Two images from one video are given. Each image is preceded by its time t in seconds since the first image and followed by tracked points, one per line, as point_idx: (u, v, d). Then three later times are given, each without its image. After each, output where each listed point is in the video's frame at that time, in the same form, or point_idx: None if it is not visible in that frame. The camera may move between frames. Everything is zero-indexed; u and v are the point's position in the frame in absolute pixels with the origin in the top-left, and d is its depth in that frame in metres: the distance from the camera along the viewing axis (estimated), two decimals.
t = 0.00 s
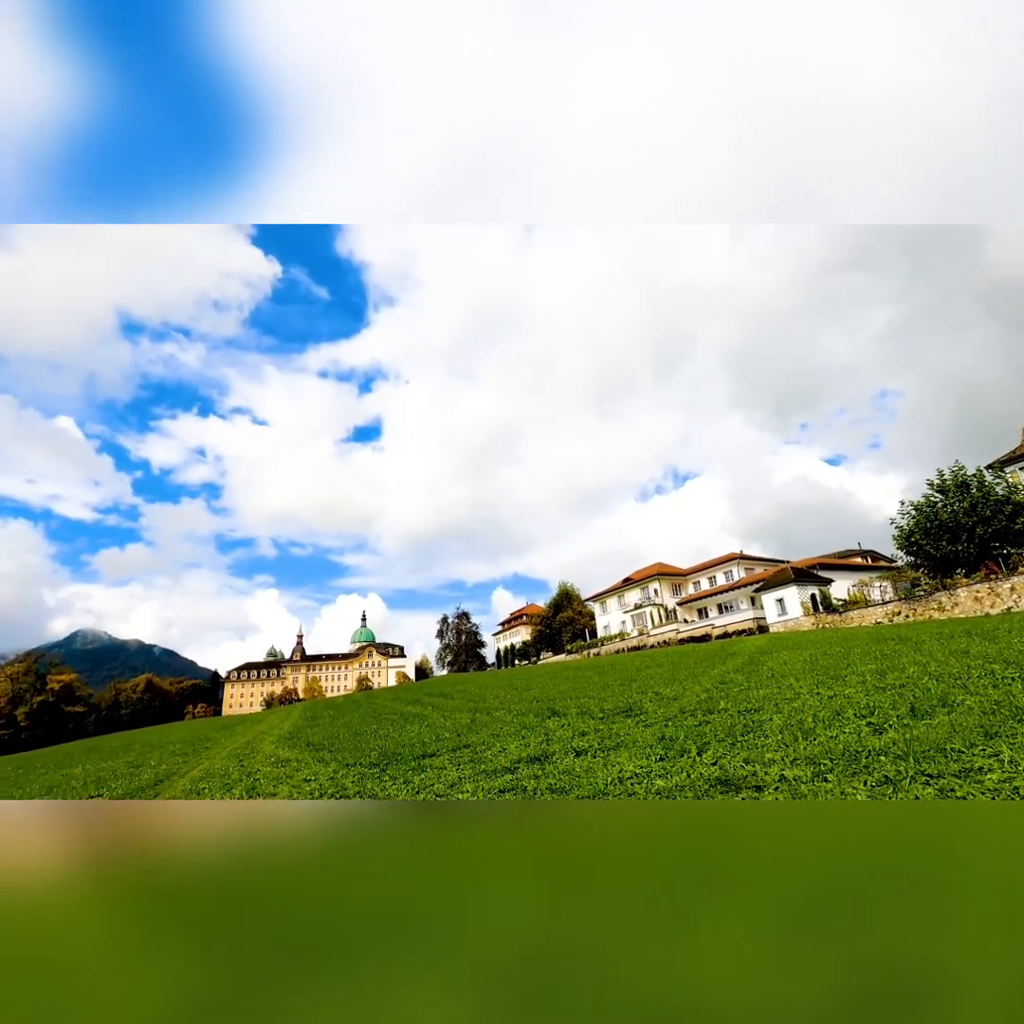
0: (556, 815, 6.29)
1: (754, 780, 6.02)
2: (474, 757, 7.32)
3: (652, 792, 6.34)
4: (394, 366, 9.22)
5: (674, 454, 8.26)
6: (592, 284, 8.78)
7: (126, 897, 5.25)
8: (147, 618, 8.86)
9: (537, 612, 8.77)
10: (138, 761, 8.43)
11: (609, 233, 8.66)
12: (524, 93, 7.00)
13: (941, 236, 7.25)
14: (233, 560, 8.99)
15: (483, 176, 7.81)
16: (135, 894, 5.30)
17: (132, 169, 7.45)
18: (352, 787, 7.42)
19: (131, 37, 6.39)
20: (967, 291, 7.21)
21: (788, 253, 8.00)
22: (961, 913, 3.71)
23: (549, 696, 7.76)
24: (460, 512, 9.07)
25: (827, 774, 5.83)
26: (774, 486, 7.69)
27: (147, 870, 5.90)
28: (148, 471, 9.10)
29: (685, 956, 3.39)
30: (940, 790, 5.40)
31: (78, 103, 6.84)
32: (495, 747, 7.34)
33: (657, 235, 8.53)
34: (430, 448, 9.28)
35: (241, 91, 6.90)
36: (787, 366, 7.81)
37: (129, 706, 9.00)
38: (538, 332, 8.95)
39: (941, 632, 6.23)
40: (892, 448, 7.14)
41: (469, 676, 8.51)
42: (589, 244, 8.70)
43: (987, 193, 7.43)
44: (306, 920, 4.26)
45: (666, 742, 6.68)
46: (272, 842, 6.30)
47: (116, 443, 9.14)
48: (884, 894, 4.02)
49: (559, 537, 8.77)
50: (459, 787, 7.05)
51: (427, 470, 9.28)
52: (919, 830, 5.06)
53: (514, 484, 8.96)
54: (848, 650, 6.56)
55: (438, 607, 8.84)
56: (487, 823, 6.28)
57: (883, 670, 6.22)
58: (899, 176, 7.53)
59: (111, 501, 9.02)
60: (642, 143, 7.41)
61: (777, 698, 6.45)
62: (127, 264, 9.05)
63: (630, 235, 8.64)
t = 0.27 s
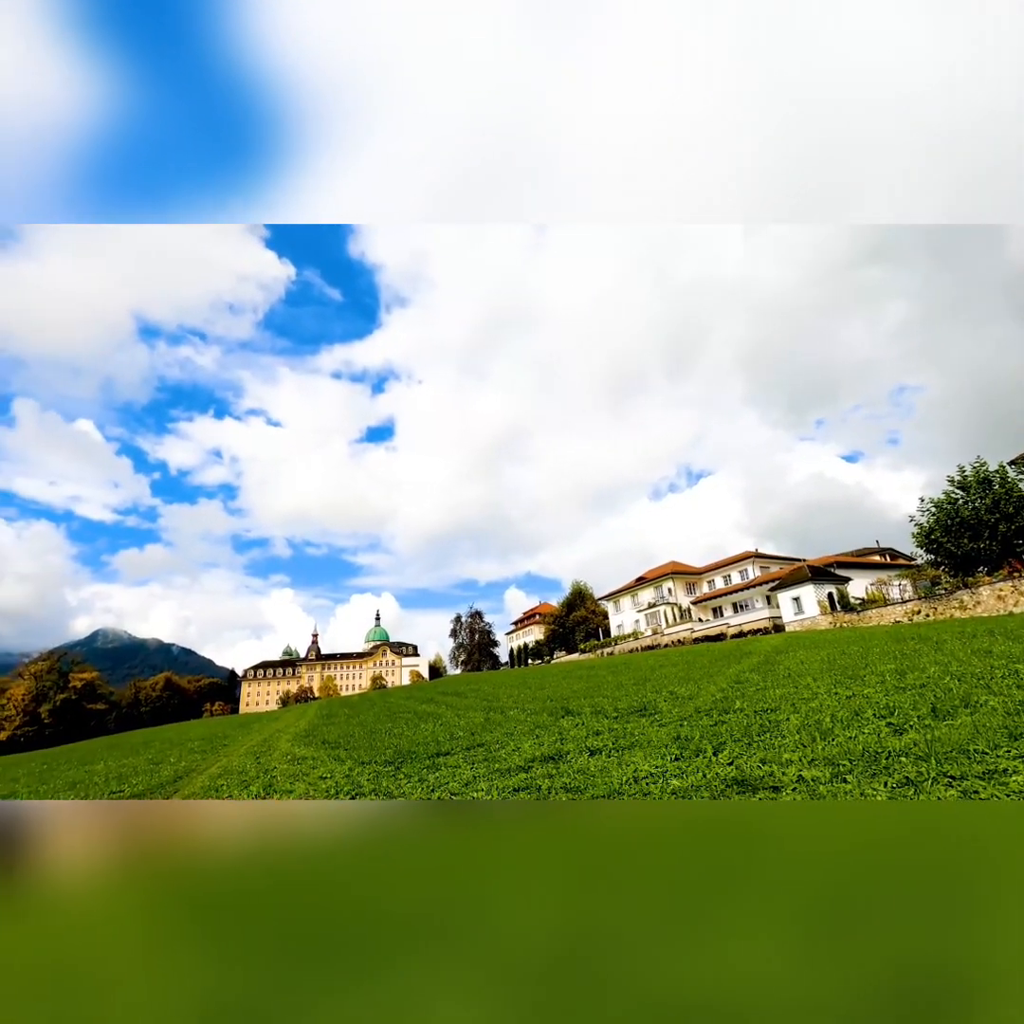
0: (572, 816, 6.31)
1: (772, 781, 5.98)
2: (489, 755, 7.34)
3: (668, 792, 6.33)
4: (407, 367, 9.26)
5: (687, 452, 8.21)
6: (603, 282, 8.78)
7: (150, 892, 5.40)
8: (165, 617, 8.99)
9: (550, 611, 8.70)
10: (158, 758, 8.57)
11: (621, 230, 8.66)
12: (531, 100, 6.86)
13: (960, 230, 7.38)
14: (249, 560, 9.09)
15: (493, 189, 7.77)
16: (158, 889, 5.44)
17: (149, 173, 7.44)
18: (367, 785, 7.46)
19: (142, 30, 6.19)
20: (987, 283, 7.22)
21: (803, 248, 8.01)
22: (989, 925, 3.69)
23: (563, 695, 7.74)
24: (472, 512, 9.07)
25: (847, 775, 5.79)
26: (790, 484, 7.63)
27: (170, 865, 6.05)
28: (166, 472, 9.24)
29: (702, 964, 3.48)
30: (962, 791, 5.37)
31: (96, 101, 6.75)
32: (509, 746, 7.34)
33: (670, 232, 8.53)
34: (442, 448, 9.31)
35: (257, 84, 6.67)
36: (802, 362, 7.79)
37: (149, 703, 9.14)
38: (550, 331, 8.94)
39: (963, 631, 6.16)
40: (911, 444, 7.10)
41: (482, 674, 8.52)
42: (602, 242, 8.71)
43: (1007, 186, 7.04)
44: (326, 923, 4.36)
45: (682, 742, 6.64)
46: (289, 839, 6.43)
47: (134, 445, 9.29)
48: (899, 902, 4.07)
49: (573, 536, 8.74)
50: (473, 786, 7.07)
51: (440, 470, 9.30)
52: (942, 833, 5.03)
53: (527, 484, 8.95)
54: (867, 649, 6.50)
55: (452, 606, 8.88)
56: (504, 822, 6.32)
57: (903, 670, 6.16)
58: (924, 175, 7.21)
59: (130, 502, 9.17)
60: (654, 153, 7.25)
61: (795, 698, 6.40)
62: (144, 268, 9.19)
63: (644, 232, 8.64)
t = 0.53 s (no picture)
0: (588, 816, 6.31)
1: (790, 782, 5.94)
2: (503, 755, 7.36)
3: (684, 792, 6.31)
4: (418, 367, 9.29)
5: (700, 450, 8.15)
6: (614, 280, 8.76)
7: (175, 890, 5.51)
8: (183, 617, 9.11)
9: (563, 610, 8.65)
10: (176, 755, 8.68)
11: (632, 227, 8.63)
12: (543, 101, 6.84)
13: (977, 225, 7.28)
14: (264, 560, 9.18)
15: (506, 193, 7.79)
16: (183, 886, 5.56)
17: (171, 179, 7.53)
18: (381, 783, 7.50)
19: (163, 38, 6.22)
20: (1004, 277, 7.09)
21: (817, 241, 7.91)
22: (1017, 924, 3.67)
23: (577, 694, 7.72)
24: (484, 511, 9.07)
25: (866, 776, 5.74)
26: (805, 482, 7.55)
27: (194, 863, 6.17)
28: (183, 474, 9.36)
29: (717, 960, 3.53)
30: (985, 791, 5.35)
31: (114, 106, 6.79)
32: (523, 744, 7.36)
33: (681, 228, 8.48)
34: (454, 448, 9.33)
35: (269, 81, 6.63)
36: (816, 359, 7.75)
37: (167, 702, 9.26)
38: (561, 330, 8.92)
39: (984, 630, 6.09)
40: (929, 441, 7.00)
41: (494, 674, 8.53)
42: (613, 240, 8.69)
43: None
44: (347, 921, 4.43)
45: (697, 742, 6.61)
46: (310, 839, 6.51)
47: (151, 447, 9.42)
48: (920, 900, 4.06)
49: (585, 535, 8.72)
50: (488, 785, 7.10)
51: (452, 470, 9.33)
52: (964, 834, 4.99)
53: (538, 483, 8.94)
54: (886, 648, 6.43)
55: (464, 605, 8.90)
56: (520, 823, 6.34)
57: (923, 669, 6.10)
58: (942, 167, 7.10)
59: (147, 504, 9.30)
60: (663, 152, 7.25)
61: (812, 698, 6.34)
62: (160, 272, 9.31)
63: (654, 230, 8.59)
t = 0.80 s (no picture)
0: (604, 818, 6.31)
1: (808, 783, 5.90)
2: (517, 753, 7.37)
3: (700, 793, 6.29)
4: (430, 368, 9.33)
5: (714, 448, 8.09)
6: (626, 277, 8.73)
7: (202, 889, 5.62)
8: (200, 617, 9.23)
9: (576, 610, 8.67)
10: (195, 752, 8.83)
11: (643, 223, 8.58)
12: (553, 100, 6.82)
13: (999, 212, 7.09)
14: (279, 561, 9.29)
15: (516, 193, 7.78)
16: (209, 887, 5.66)
17: (190, 185, 7.61)
18: (396, 781, 7.55)
19: (186, 48, 6.30)
20: None
21: (833, 236, 7.87)
22: None
23: (590, 693, 7.70)
24: (497, 511, 9.07)
25: (886, 777, 5.69)
26: (820, 479, 7.49)
27: (219, 862, 6.29)
28: (199, 476, 9.49)
29: (743, 961, 3.53)
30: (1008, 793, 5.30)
31: (136, 116, 6.88)
32: (537, 742, 7.39)
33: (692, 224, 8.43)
34: (466, 448, 9.35)
35: (288, 90, 6.70)
36: (831, 354, 7.69)
37: (185, 701, 9.40)
38: (572, 329, 8.90)
39: (1006, 628, 6.00)
40: (948, 437, 6.91)
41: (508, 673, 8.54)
42: (624, 237, 8.66)
43: None
44: (374, 920, 4.49)
45: (713, 741, 6.58)
46: (332, 839, 6.61)
47: (168, 450, 9.56)
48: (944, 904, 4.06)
49: (597, 534, 8.69)
50: (503, 783, 7.13)
51: (464, 469, 9.35)
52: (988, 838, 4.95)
53: (550, 482, 8.93)
54: (905, 647, 6.35)
55: (477, 604, 8.93)
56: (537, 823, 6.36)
57: (944, 669, 6.02)
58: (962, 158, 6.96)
59: (165, 506, 9.43)
60: (675, 154, 7.24)
61: (830, 697, 6.28)
62: (175, 276, 9.43)
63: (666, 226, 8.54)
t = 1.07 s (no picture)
0: (622, 823, 6.33)
1: (829, 784, 5.87)
2: (533, 752, 7.39)
3: (717, 793, 6.28)
4: (443, 368, 9.36)
5: (729, 445, 8.03)
6: (638, 274, 8.68)
7: (230, 890, 5.71)
8: (219, 617, 9.35)
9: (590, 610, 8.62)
10: (215, 749, 8.96)
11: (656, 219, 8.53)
12: (565, 99, 6.79)
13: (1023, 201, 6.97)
14: (296, 561, 9.38)
15: (529, 193, 7.79)
16: (235, 887, 5.75)
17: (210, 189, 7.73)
18: (412, 780, 7.60)
19: (208, 58, 6.41)
20: None
21: (850, 228, 7.78)
22: None
23: (606, 692, 7.68)
24: (510, 510, 9.06)
25: (908, 779, 5.66)
26: (839, 475, 7.39)
27: (244, 864, 6.39)
28: (217, 477, 9.62)
29: (773, 971, 3.57)
30: None
31: (161, 124, 6.99)
32: (553, 740, 7.40)
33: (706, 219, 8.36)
34: (479, 448, 9.36)
35: (313, 95, 6.77)
36: (850, 348, 7.61)
37: (205, 699, 9.53)
38: (585, 327, 8.87)
39: None
40: (971, 431, 6.79)
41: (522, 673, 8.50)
42: (636, 234, 8.61)
43: None
44: (400, 924, 4.56)
45: (731, 740, 6.55)
46: (353, 843, 6.70)
47: (186, 452, 9.70)
48: (977, 915, 4.04)
49: (612, 533, 8.65)
50: (519, 782, 7.16)
51: (477, 468, 9.35)
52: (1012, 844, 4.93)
53: (564, 481, 8.92)
54: (928, 645, 6.28)
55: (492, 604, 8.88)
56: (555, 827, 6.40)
57: (969, 669, 5.95)
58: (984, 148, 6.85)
59: (183, 508, 9.57)
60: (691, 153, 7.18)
61: (850, 696, 6.22)
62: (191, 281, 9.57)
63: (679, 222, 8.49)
